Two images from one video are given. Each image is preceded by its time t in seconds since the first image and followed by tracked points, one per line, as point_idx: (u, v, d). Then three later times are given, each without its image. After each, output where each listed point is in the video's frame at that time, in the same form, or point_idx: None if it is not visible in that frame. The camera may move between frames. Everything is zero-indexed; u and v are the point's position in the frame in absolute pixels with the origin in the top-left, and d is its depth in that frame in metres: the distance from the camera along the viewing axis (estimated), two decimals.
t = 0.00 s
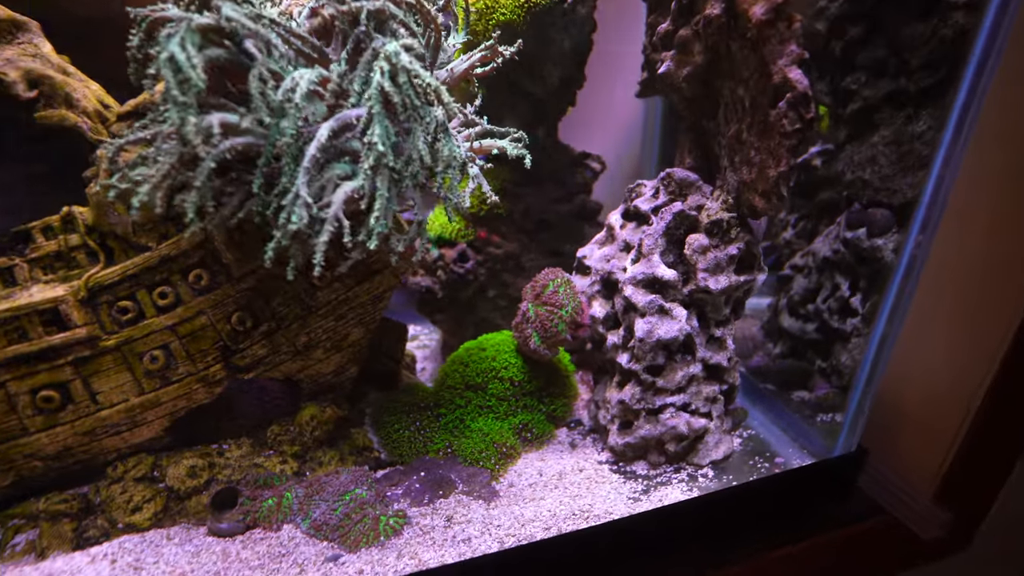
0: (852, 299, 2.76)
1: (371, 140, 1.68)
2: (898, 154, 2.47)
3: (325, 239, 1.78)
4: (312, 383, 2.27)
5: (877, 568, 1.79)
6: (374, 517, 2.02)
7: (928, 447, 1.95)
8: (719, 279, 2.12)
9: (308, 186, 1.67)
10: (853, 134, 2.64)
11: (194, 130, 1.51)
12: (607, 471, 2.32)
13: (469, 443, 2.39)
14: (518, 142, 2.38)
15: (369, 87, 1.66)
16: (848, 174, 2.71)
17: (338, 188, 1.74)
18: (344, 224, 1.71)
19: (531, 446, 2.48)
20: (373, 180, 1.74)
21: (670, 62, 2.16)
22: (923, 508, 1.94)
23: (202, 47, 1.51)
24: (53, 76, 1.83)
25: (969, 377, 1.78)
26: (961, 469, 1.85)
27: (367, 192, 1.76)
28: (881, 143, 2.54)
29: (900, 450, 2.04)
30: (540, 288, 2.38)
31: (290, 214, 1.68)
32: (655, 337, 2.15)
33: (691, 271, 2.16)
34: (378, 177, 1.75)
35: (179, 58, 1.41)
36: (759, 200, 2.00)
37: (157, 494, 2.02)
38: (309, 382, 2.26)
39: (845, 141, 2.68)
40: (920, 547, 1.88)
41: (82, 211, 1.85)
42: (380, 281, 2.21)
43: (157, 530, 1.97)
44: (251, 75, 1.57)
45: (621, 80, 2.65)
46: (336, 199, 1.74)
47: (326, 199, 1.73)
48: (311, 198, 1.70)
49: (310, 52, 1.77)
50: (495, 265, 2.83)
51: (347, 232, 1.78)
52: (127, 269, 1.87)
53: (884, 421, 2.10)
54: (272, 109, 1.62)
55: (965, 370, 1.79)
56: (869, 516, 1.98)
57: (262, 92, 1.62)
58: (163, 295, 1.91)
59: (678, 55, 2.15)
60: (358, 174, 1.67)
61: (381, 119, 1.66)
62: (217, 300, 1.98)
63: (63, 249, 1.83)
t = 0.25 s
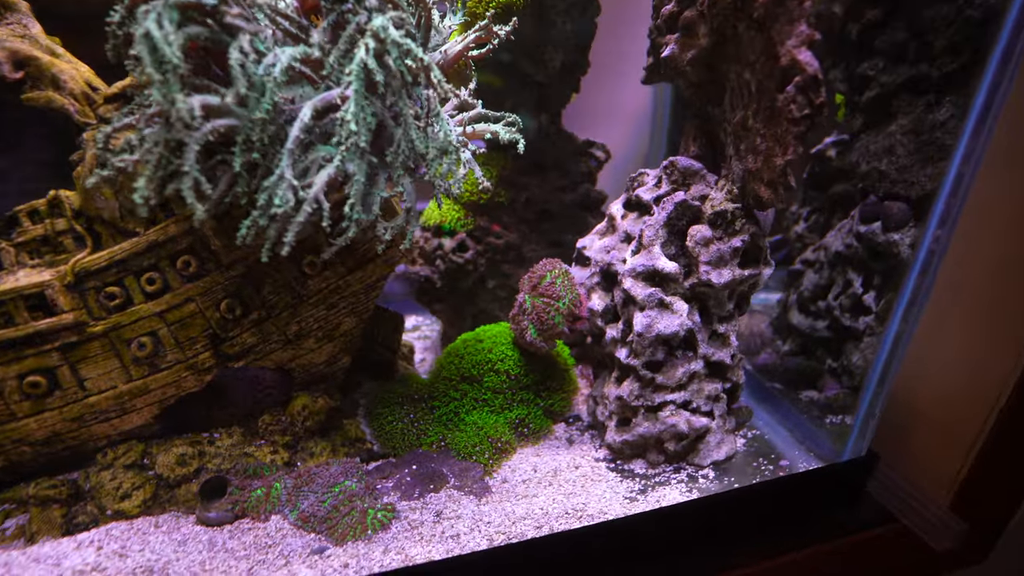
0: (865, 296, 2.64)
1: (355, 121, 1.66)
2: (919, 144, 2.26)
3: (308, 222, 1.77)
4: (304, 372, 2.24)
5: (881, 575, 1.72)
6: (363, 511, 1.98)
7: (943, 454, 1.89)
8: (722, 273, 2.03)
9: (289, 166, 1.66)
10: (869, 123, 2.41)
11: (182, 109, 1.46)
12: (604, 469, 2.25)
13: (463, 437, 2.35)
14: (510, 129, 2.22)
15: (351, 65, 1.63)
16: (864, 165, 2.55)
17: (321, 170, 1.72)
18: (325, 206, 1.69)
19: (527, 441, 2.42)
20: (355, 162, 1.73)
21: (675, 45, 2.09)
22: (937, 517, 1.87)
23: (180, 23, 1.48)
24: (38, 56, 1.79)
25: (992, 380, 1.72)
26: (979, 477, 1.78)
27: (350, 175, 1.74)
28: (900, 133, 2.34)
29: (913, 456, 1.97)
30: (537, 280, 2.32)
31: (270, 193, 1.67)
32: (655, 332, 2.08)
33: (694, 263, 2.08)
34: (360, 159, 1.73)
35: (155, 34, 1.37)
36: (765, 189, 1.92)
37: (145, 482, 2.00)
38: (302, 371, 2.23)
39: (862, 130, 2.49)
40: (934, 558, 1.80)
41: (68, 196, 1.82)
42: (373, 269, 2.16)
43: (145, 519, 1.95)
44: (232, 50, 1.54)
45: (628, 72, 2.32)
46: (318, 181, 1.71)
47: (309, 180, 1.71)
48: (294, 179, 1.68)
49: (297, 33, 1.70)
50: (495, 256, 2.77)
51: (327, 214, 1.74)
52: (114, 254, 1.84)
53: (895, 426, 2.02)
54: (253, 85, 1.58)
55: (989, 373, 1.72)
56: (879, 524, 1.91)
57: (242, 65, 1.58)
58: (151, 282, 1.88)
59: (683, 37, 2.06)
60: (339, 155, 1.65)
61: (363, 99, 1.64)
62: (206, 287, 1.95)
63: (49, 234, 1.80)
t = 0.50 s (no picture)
0: (889, 298, 2.52)
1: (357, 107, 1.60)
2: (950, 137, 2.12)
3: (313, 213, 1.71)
4: (305, 363, 2.21)
5: None
6: (361, 505, 1.95)
7: (971, 468, 1.79)
8: (735, 270, 1.94)
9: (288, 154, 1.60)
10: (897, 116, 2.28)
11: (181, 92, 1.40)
12: (609, 470, 2.18)
13: (465, 432, 2.30)
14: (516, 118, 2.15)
15: (354, 47, 1.57)
16: (890, 159, 2.42)
17: (320, 158, 1.65)
18: (330, 194, 1.63)
19: (531, 439, 2.37)
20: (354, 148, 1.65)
21: (689, 32, 2.01)
22: (963, 533, 1.80)
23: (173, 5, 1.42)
24: (41, 41, 1.78)
25: None
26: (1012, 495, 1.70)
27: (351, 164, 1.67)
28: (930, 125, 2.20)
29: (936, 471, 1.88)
30: (544, 273, 2.26)
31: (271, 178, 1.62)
32: (664, 330, 2.00)
33: (706, 259, 2.00)
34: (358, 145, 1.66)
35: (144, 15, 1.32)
36: (783, 183, 1.82)
37: (145, 471, 1.99)
38: (303, 362, 2.20)
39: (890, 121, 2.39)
40: None
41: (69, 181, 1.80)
42: (375, 260, 2.12)
43: (147, 506, 1.95)
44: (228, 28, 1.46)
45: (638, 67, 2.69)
46: (319, 170, 1.64)
47: (309, 169, 1.64)
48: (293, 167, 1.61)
49: (297, 16, 1.65)
50: (503, 248, 2.71)
51: (335, 200, 1.67)
52: (113, 242, 1.82)
53: (917, 436, 1.93)
54: (250, 60, 1.50)
55: None
56: (901, 538, 1.85)
57: (239, 41, 1.50)
58: (151, 269, 1.87)
59: (700, 22, 1.97)
60: (339, 142, 1.58)
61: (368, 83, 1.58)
62: (206, 276, 1.93)
63: (49, 220, 1.80)
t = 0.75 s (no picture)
0: (917, 300, 2.33)
1: (366, 87, 1.54)
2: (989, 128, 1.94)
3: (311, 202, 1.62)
4: (304, 355, 2.17)
5: None
6: (355, 501, 1.90)
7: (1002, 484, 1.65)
8: (749, 267, 1.84)
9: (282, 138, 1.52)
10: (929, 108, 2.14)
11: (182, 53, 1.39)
12: (613, 473, 2.10)
13: (465, 429, 2.25)
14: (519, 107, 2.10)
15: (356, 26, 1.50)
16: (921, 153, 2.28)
17: (317, 145, 1.57)
18: (331, 182, 1.54)
19: (533, 438, 2.30)
20: (365, 131, 1.57)
21: (704, 15, 1.89)
22: (988, 554, 1.65)
23: None
24: (41, 24, 1.76)
25: None
26: None
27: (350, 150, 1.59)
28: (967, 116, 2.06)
29: (966, 483, 1.75)
30: (549, 267, 2.19)
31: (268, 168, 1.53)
32: (672, 328, 1.91)
33: (718, 255, 1.90)
34: (370, 127, 1.58)
35: None
36: (802, 175, 1.71)
37: (141, 459, 1.97)
38: (302, 353, 2.16)
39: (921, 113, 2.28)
40: None
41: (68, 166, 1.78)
42: (375, 251, 2.07)
43: (140, 496, 1.93)
44: None
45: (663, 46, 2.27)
46: (316, 158, 1.55)
47: (306, 156, 1.55)
48: (289, 153, 1.53)
49: None
50: (510, 241, 2.64)
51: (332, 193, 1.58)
52: (110, 227, 1.79)
53: (947, 447, 1.80)
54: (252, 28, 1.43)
55: None
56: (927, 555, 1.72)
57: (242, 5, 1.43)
58: (147, 257, 1.84)
59: (716, 6, 1.87)
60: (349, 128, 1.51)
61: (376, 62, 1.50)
62: (202, 264, 1.89)
63: (46, 204, 1.78)
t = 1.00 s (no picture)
0: (945, 305, 2.20)
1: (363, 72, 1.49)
2: None
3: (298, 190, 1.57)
4: (303, 348, 2.13)
5: None
6: (349, 499, 1.85)
7: None
8: (761, 265, 1.74)
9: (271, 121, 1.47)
10: (961, 99, 2.00)
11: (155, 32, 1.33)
12: (616, 478, 2.02)
13: (464, 428, 2.18)
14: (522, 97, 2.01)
15: (351, 7, 1.45)
16: (952, 147, 2.12)
17: (306, 128, 1.52)
18: (317, 171, 1.50)
19: (535, 439, 2.23)
20: (374, 119, 1.55)
21: None
22: None
23: None
24: (39, 8, 1.72)
25: None
26: None
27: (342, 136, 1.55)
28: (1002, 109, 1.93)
29: (991, 504, 1.70)
30: (553, 263, 2.12)
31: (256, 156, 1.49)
32: (679, 328, 1.82)
33: (729, 252, 1.80)
34: (379, 116, 1.55)
35: None
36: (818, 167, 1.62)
37: (137, 447, 1.93)
38: (300, 346, 2.12)
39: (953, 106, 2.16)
40: None
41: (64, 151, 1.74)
42: (373, 243, 2.01)
43: (133, 487, 1.89)
44: None
45: (680, 41, 2.38)
46: (304, 143, 1.50)
47: (294, 140, 1.51)
48: (278, 137, 1.49)
49: None
50: (517, 236, 2.58)
51: (318, 181, 1.52)
52: (106, 215, 1.76)
53: (982, 457, 1.72)
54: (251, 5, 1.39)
55: None
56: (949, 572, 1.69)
57: None
58: (142, 245, 1.80)
59: None
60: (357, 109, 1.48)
61: (373, 46, 1.46)
62: (198, 254, 1.85)
63: (42, 191, 1.75)
